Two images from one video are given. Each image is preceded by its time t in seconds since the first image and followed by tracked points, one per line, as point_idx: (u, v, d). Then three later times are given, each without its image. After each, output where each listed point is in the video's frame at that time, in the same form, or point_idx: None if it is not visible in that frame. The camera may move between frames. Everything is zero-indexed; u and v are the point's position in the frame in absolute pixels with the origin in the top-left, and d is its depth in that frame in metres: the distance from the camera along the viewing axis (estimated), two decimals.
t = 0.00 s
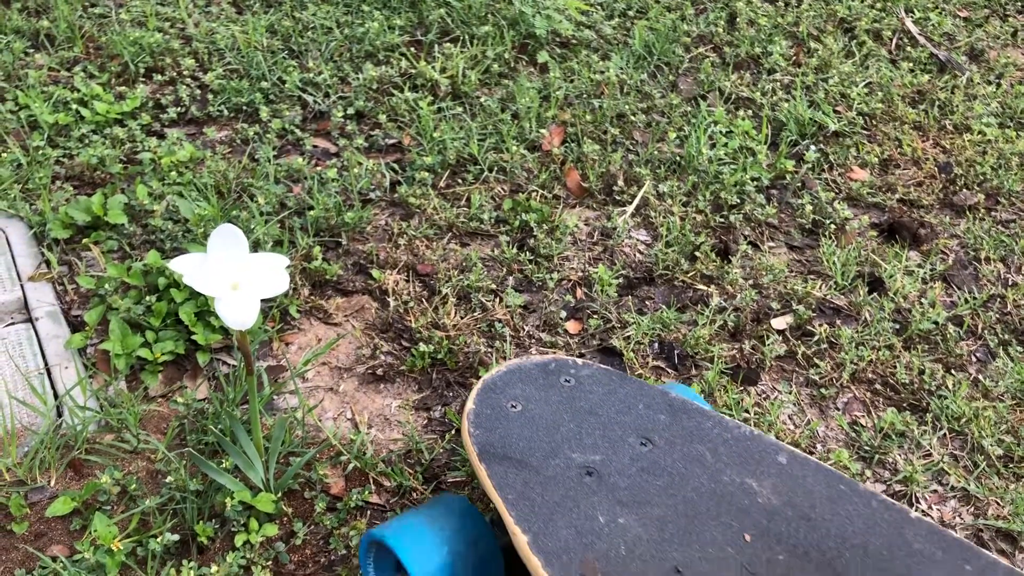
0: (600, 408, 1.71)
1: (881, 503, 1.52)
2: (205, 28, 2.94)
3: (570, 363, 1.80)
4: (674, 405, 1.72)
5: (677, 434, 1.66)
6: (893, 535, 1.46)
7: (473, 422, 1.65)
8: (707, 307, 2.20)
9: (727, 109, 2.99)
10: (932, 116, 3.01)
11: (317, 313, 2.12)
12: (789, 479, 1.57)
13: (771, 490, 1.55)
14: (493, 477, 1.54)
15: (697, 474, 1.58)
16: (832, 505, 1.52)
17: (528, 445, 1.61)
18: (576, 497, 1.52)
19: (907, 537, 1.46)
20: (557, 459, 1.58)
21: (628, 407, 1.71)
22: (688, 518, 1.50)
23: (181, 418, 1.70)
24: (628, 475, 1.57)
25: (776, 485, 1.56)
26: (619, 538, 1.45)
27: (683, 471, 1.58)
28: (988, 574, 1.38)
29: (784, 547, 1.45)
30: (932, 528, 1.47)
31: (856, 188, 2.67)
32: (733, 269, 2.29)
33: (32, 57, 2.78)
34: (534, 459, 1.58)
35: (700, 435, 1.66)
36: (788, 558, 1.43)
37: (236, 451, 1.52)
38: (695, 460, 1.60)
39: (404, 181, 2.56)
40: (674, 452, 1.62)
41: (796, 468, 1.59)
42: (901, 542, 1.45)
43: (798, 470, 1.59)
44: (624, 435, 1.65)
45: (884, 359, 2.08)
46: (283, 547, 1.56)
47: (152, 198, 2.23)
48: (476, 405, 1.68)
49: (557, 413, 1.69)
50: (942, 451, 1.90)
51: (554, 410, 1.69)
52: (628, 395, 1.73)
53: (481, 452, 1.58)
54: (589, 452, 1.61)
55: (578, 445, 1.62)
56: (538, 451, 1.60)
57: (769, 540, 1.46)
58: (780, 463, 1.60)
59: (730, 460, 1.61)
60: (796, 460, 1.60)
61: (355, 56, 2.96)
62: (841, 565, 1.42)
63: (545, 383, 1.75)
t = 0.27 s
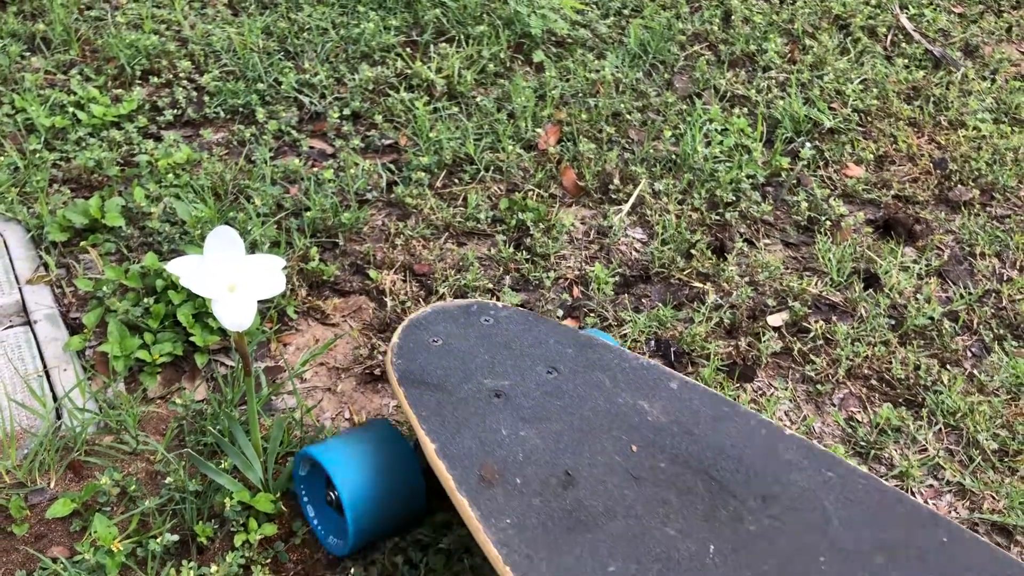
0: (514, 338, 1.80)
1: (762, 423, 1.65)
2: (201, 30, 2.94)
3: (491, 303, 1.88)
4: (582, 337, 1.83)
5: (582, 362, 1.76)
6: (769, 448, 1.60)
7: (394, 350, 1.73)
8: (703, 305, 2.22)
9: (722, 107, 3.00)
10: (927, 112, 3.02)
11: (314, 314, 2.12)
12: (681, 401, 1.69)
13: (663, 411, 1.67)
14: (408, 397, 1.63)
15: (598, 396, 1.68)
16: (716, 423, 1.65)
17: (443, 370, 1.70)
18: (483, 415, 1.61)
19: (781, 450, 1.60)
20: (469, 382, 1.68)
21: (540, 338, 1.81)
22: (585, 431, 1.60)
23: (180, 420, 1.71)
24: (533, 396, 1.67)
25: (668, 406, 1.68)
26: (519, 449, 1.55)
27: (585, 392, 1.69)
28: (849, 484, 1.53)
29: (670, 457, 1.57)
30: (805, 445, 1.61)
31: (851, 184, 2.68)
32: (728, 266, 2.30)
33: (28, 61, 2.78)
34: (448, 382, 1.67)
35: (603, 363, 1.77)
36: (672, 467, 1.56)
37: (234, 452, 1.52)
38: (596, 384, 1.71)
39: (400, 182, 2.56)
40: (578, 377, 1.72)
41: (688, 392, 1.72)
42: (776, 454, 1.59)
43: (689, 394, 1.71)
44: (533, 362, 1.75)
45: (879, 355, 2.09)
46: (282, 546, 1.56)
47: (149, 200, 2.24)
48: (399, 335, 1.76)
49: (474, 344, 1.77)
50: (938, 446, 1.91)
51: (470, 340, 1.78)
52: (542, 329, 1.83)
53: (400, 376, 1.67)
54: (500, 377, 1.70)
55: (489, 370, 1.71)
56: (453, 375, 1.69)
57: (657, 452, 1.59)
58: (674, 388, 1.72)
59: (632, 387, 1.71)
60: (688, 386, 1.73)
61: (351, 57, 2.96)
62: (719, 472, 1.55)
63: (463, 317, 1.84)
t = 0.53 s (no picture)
0: (484, 306, 1.90)
1: (716, 385, 1.77)
2: (200, 30, 2.94)
3: (463, 275, 1.98)
4: (549, 306, 1.94)
5: (548, 328, 1.87)
6: (724, 408, 1.72)
7: (369, 318, 1.82)
8: (704, 303, 2.22)
9: (721, 107, 3.01)
10: (925, 111, 3.03)
11: (316, 313, 2.13)
12: (641, 365, 1.80)
13: (623, 373, 1.78)
14: (381, 360, 1.73)
15: (561, 359, 1.78)
16: (673, 385, 1.77)
17: (415, 336, 1.79)
18: (452, 375, 1.71)
19: (734, 409, 1.71)
20: (440, 345, 1.77)
21: (509, 307, 1.91)
22: (549, 391, 1.71)
23: (184, 419, 1.71)
24: (501, 359, 1.77)
25: (629, 369, 1.79)
26: (485, 406, 1.65)
27: (549, 356, 1.79)
28: (796, 441, 1.65)
29: (628, 415, 1.68)
30: (756, 405, 1.73)
31: (850, 183, 2.68)
32: (729, 265, 2.30)
33: (28, 62, 2.78)
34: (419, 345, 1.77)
35: (568, 329, 1.88)
36: (629, 423, 1.66)
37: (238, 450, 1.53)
38: (561, 348, 1.82)
39: (401, 182, 2.57)
40: (544, 342, 1.83)
41: (648, 356, 1.83)
42: (728, 415, 1.70)
43: (649, 358, 1.82)
44: (501, 328, 1.85)
45: (879, 353, 2.09)
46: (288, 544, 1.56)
47: (150, 200, 2.24)
48: (374, 304, 1.86)
49: (444, 312, 1.87)
50: (939, 443, 1.92)
51: (442, 307, 1.88)
52: (511, 299, 1.93)
53: (373, 340, 1.76)
54: (469, 341, 1.80)
55: (459, 335, 1.81)
56: (424, 339, 1.78)
57: (615, 410, 1.69)
58: (634, 352, 1.84)
59: (594, 352, 1.82)
60: (649, 350, 1.84)
61: (351, 57, 2.97)
62: (675, 429, 1.66)
63: (437, 288, 1.94)
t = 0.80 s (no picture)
0: (478, 305, 1.91)
1: (708, 383, 1.77)
2: (198, 32, 2.94)
3: (457, 274, 1.99)
4: (543, 306, 1.94)
5: (542, 327, 1.88)
6: (716, 406, 1.72)
7: (363, 317, 1.83)
8: (703, 307, 2.22)
9: (720, 110, 3.02)
10: (924, 115, 3.04)
11: (315, 317, 2.12)
12: (635, 364, 1.81)
13: (616, 372, 1.79)
14: (375, 359, 1.74)
15: (555, 357, 1.79)
16: (666, 383, 1.77)
17: (409, 335, 1.80)
18: (445, 374, 1.72)
19: (727, 407, 1.72)
20: (434, 345, 1.78)
21: (503, 306, 1.92)
22: (541, 389, 1.71)
23: (183, 424, 1.71)
24: (494, 358, 1.77)
25: (621, 367, 1.79)
26: (478, 404, 1.66)
27: (543, 354, 1.80)
28: (788, 438, 1.66)
29: (620, 413, 1.69)
30: (749, 403, 1.73)
31: (849, 187, 2.69)
32: (728, 269, 2.30)
33: (25, 64, 2.77)
34: (413, 344, 1.77)
35: (562, 328, 1.88)
36: (622, 422, 1.67)
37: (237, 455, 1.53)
38: (554, 346, 1.82)
39: (400, 185, 2.57)
40: (537, 341, 1.83)
41: (641, 354, 1.84)
42: (721, 412, 1.71)
43: (643, 356, 1.83)
44: (495, 327, 1.86)
45: (879, 357, 2.09)
46: (287, 549, 1.55)
47: (149, 203, 2.23)
48: (368, 304, 1.87)
49: (438, 311, 1.88)
50: (939, 448, 1.92)
51: (436, 306, 1.88)
52: (505, 298, 1.94)
53: (367, 339, 1.77)
54: (463, 340, 1.80)
55: (453, 334, 1.82)
56: (418, 339, 1.79)
57: (608, 408, 1.70)
58: (628, 351, 1.84)
59: (587, 350, 1.83)
60: (642, 348, 1.85)
61: (350, 60, 2.97)
62: (667, 427, 1.67)
63: (431, 287, 1.94)
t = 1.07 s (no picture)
0: (463, 303, 1.93)
1: (690, 380, 1.79)
2: (194, 34, 2.94)
3: (444, 272, 2.02)
4: (528, 304, 1.96)
5: (527, 325, 1.90)
6: (697, 403, 1.74)
7: (350, 315, 1.85)
8: (695, 309, 2.23)
9: (714, 112, 3.03)
10: (917, 117, 3.05)
11: (307, 318, 2.13)
12: (617, 361, 1.82)
13: (599, 369, 1.80)
14: (360, 355, 1.75)
15: (538, 354, 1.81)
16: (648, 380, 1.79)
17: (394, 332, 1.82)
18: (430, 370, 1.73)
19: (708, 404, 1.73)
20: (419, 341, 1.80)
21: (489, 304, 1.94)
22: (525, 386, 1.73)
23: (173, 424, 1.70)
24: (479, 354, 1.79)
25: (605, 364, 1.81)
26: (461, 400, 1.67)
27: (526, 352, 1.82)
28: (767, 434, 1.67)
29: (602, 409, 1.70)
30: (730, 400, 1.75)
31: (841, 190, 2.70)
32: (721, 271, 2.31)
33: (20, 65, 2.77)
34: (398, 341, 1.79)
35: (546, 326, 1.90)
36: (604, 418, 1.68)
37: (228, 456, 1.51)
38: (538, 344, 1.84)
39: (394, 186, 2.57)
40: (522, 338, 1.85)
41: (624, 352, 1.86)
42: (702, 409, 1.72)
43: (625, 353, 1.85)
44: (480, 325, 1.88)
45: (870, 359, 2.10)
46: (277, 550, 1.54)
47: (142, 204, 2.23)
48: (355, 301, 1.89)
49: (424, 309, 1.90)
50: (929, 450, 1.92)
51: (422, 304, 1.90)
52: (490, 296, 1.96)
53: (353, 335, 1.79)
54: (448, 337, 1.82)
55: (438, 331, 1.84)
56: (404, 336, 1.81)
57: (590, 405, 1.71)
58: (611, 348, 1.86)
59: (571, 348, 1.84)
60: (625, 346, 1.87)
61: (345, 61, 2.97)
62: (648, 423, 1.68)
63: (418, 285, 1.97)
